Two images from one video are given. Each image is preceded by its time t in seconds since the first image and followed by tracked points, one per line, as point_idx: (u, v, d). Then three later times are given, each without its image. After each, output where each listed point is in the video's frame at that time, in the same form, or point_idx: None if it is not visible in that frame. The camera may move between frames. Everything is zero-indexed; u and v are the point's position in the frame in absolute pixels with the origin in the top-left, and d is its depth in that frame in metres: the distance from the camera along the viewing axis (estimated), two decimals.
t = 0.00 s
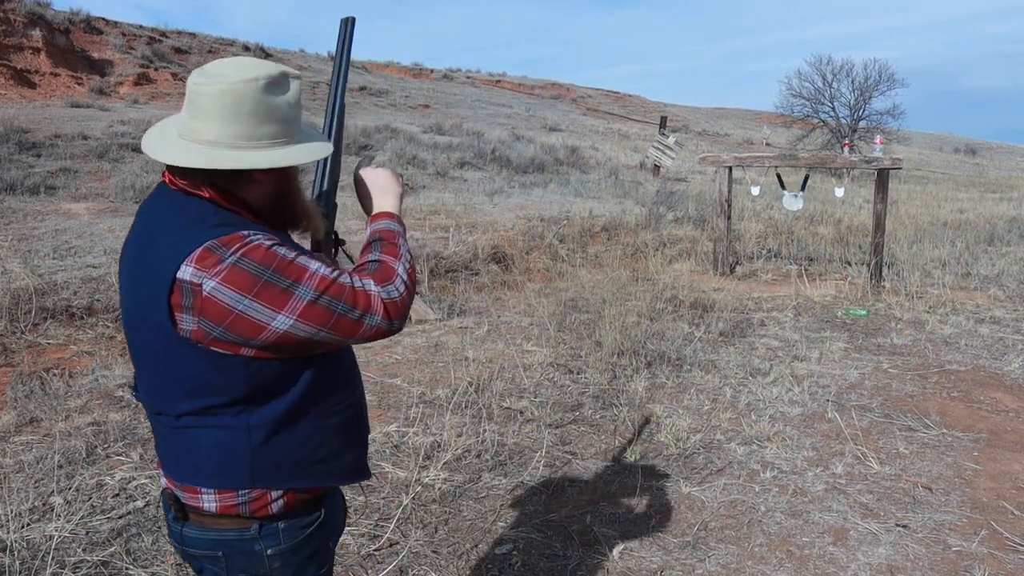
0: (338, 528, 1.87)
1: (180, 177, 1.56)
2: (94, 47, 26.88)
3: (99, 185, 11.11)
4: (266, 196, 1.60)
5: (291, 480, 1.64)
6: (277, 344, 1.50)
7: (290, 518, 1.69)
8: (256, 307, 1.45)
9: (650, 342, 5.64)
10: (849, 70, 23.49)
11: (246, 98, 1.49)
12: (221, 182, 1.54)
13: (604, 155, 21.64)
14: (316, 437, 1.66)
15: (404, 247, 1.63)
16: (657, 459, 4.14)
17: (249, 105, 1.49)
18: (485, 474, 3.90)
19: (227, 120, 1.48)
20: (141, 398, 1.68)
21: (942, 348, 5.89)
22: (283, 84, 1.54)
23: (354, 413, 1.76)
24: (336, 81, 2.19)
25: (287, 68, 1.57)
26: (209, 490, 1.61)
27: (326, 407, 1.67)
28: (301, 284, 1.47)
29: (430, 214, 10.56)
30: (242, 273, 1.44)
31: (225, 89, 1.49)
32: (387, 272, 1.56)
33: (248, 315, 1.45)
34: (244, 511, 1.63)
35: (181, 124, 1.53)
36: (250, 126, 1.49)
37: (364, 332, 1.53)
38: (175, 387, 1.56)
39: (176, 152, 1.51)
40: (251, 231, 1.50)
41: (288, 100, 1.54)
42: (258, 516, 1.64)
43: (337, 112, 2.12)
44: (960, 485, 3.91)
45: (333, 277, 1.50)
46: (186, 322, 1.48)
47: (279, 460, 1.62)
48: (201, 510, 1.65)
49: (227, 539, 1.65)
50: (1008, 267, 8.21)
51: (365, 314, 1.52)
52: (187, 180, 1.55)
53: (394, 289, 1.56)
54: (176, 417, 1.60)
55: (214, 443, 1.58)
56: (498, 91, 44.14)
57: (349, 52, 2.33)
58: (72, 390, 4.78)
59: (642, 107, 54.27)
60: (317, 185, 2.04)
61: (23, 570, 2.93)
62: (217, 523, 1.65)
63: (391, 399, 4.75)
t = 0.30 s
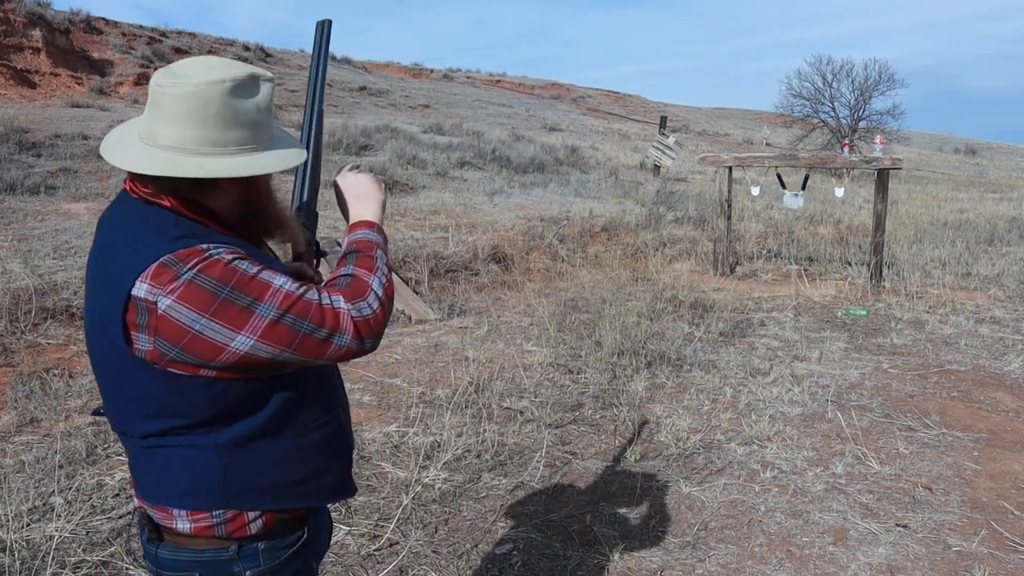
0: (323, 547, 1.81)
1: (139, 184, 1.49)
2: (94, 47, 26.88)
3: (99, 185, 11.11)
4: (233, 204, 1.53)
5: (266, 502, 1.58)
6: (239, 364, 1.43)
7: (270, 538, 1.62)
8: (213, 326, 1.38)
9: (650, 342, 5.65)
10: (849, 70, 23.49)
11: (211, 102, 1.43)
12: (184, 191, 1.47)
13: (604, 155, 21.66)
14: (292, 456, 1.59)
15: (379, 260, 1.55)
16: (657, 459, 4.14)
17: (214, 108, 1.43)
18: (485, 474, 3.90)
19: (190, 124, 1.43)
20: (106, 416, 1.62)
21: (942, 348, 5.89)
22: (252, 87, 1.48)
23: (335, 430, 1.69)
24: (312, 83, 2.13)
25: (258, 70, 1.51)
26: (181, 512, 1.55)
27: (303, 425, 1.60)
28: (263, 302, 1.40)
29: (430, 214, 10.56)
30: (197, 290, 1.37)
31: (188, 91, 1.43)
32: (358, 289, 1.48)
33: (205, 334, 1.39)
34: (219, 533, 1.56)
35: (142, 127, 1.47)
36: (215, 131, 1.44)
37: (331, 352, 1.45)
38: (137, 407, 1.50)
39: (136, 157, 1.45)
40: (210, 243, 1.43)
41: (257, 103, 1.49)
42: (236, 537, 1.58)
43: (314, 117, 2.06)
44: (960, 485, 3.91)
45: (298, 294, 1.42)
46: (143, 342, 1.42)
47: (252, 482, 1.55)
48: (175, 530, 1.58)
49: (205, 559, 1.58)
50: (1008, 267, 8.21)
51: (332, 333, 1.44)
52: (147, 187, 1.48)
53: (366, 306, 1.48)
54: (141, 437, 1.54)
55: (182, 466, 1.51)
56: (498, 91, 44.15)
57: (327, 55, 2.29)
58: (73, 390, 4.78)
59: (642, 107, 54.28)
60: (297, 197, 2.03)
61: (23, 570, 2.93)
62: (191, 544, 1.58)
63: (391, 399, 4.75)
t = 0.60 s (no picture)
0: (318, 555, 1.81)
1: (120, 187, 1.48)
2: (94, 46, 26.86)
3: (99, 184, 11.11)
4: (217, 206, 1.52)
5: (258, 511, 1.57)
6: (225, 372, 1.43)
7: (263, 548, 1.62)
8: (198, 333, 1.38)
9: (650, 342, 5.64)
10: (849, 69, 23.47)
11: (190, 100, 1.43)
12: (166, 193, 1.46)
13: (604, 154, 21.64)
14: (283, 465, 1.58)
15: (368, 261, 1.54)
16: (657, 459, 4.14)
17: (194, 107, 1.43)
18: (485, 474, 3.89)
19: (169, 124, 1.43)
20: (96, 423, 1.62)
21: (942, 348, 5.89)
22: (233, 85, 1.47)
23: (329, 437, 1.68)
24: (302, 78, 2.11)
25: (240, 68, 1.51)
26: (172, 522, 1.55)
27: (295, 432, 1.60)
28: (246, 308, 1.39)
29: (430, 214, 10.55)
30: (180, 297, 1.36)
31: (166, 90, 1.42)
32: (346, 292, 1.47)
33: (189, 342, 1.38)
34: (210, 543, 1.56)
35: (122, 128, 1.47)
36: (194, 130, 1.43)
37: (319, 357, 1.44)
38: (122, 416, 1.50)
39: (116, 159, 1.45)
40: (192, 247, 1.42)
41: (239, 101, 1.48)
42: (227, 547, 1.58)
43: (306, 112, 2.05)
44: (960, 485, 3.90)
45: (283, 298, 1.42)
46: (125, 351, 1.41)
47: (242, 492, 1.54)
48: (166, 540, 1.58)
49: (195, 569, 1.58)
50: (1008, 267, 8.20)
51: (320, 338, 1.43)
52: (127, 191, 1.47)
53: (355, 309, 1.47)
54: (128, 446, 1.53)
55: (171, 475, 1.51)
56: (498, 91, 44.13)
57: (316, 51, 2.28)
58: (72, 390, 4.78)
59: (642, 107, 54.25)
60: (289, 198, 2.02)
61: (23, 570, 2.93)
62: (183, 553, 1.58)
63: (391, 399, 4.75)
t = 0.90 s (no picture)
0: (320, 558, 1.81)
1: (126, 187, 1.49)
2: (94, 47, 26.87)
3: (99, 184, 11.11)
4: (221, 207, 1.52)
5: (259, 516, 1.57)
6: (215, 390, 1.42)
7: (264, 551, 1.62)
8: (191, 351, 1.36)
9: (650, 342, 5.64)
10: (849, 70, 23.48)
11: (193, 98, 1.42)
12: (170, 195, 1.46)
13: (604, 154, 21.65)
14: (284, 470, 1.59)
15: (374, 303, 1.51)
16: (657, 459, 4.14)
17: (197, 105, 1.42)
18: (485, 474, 3.89)
19: (172, 123, 1.42)
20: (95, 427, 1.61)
21: (943, 348, 5.89)
22: (236, 82, 1.47)
23: (329, 441, 1.69)
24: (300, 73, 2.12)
25: (242, 64, 1.50)
26: (175, 525, 1.54)
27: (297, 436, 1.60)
28: (241, 333, 1.37)
29: (430, 214, 10.56)
30: (179, 312, 1.35)
31: (168, 90, 1.42)
32: (343, 334, 1.44)
33: (182, 358, 1.37)
34: (213, 546, 1.56)
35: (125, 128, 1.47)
36: (197, 129, 1.43)
37: (307, 395, 1.42)
38: (123, 420, 1.49)
39: (120, 159, 1.45)
40: (192, 258, 1.40)
41: (243, 98, 1.48)
42: (230, 550, 1.57)
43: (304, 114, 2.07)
44: (960, 485, 3.90)
45: (280, 330, 1.40)
46: (124, 358, 1.40)
47: (245, 497, 1.54)
48: (168, 543, 1.57)
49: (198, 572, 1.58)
50: (1008, 267, 8.20)
51: (309, 376, 1.41)
52: (133, 192, 1.47)
53: (351, 352, 1.45)
54: (130, 450, 1.53)
55: (174, 479, 1.51)
56: (497, 91, 44.15)
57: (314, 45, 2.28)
58: (73, 390, 4.78)
59: (642, 107, 54.25)
60: (288, 194, 2.02)
61: (23, 570, 2.93)
62: (185, 556, 1.57)
63: (391, 399, 4.75)
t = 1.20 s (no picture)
0: (322, 558, 1.82)
1: (141, 181, 1.48)
2: (94, 47, 26.87)
3: (99, 184, 11.11)
4: (234, 202, 1.52)
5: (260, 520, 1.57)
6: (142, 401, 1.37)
7: (268, 554, 1.62)
8: (131, 367, 1.30)
9: (650, 342, 5.64)
10: (850, 69, 23.48)
11: (210, 90, 1.44)
12: (184, 189, 1.46)
13: (604, 154, 21.65)
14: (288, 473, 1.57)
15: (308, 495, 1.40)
16: (657, 459, 4.14)
17: (213, 97, 1.44)
18: (485, 474, 3.89)
19: (190, 115, 1.43)
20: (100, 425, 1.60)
21: (943, 348, 5.89)
22: (249, 77, 1.50)
23: (332, 447, 1.68)
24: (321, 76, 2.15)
25: (255, 62, 1.53)
26: (178, 526, 1.54)
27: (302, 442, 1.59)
28: (169, 390, 1.29)
29: (430, 214, 10.56)
30: (146, 329, 1.28)
31: (184, 84, 1.43)
32: (244, 468, 1.33)
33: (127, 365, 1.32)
34: (216, 549, 1.55)
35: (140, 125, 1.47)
36: (216, 120, 1.44)
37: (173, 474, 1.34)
38: (128, 421, 1.48)
39: (137, 152, 1.44)
40: (199, 268, 1.34)
41: (257, 92, 1.50)
42: (234, 552, 1.57)
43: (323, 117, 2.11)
44: (960, 485, 3.91)
45: (200, 413, 1.30)
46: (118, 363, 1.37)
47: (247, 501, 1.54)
48: (172, 543, 1.57)
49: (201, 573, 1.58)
50: (1008, 267, 8.20)
51: (186, 470, 1.32)
52: (148, 187, 1.46)
53: (233, 489, 1.34)
54: (134, 450, 1.52)
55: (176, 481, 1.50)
56: (498, 91, 44.15)
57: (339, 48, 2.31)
58: (73, 390, 4.78)
59: (642, 107, 54.25)
60: (306, 192, 2.09)
61: (23, 570, 2.93)
62: (188, 557, 1.58)
63: (391, 399, 4.75)
